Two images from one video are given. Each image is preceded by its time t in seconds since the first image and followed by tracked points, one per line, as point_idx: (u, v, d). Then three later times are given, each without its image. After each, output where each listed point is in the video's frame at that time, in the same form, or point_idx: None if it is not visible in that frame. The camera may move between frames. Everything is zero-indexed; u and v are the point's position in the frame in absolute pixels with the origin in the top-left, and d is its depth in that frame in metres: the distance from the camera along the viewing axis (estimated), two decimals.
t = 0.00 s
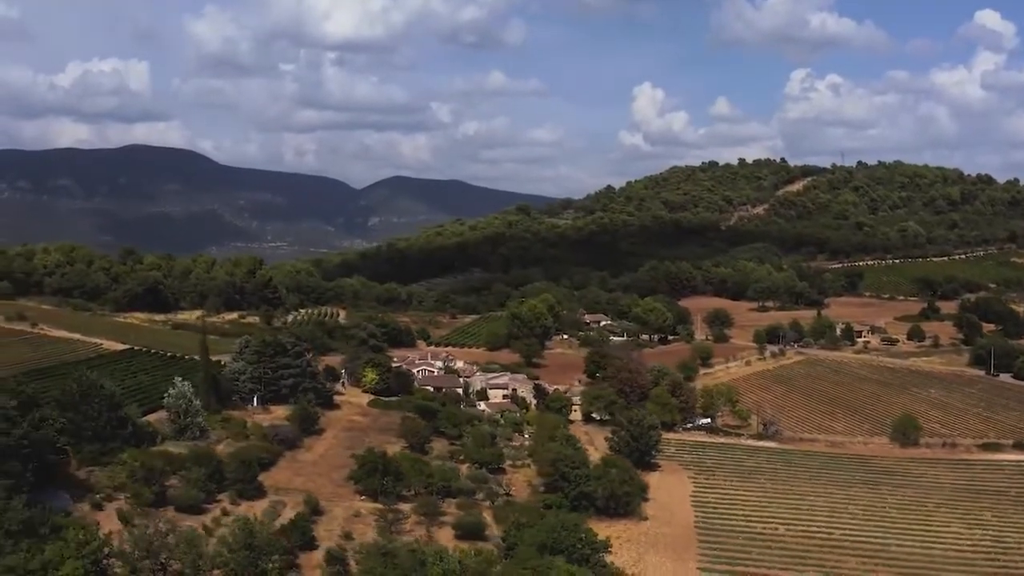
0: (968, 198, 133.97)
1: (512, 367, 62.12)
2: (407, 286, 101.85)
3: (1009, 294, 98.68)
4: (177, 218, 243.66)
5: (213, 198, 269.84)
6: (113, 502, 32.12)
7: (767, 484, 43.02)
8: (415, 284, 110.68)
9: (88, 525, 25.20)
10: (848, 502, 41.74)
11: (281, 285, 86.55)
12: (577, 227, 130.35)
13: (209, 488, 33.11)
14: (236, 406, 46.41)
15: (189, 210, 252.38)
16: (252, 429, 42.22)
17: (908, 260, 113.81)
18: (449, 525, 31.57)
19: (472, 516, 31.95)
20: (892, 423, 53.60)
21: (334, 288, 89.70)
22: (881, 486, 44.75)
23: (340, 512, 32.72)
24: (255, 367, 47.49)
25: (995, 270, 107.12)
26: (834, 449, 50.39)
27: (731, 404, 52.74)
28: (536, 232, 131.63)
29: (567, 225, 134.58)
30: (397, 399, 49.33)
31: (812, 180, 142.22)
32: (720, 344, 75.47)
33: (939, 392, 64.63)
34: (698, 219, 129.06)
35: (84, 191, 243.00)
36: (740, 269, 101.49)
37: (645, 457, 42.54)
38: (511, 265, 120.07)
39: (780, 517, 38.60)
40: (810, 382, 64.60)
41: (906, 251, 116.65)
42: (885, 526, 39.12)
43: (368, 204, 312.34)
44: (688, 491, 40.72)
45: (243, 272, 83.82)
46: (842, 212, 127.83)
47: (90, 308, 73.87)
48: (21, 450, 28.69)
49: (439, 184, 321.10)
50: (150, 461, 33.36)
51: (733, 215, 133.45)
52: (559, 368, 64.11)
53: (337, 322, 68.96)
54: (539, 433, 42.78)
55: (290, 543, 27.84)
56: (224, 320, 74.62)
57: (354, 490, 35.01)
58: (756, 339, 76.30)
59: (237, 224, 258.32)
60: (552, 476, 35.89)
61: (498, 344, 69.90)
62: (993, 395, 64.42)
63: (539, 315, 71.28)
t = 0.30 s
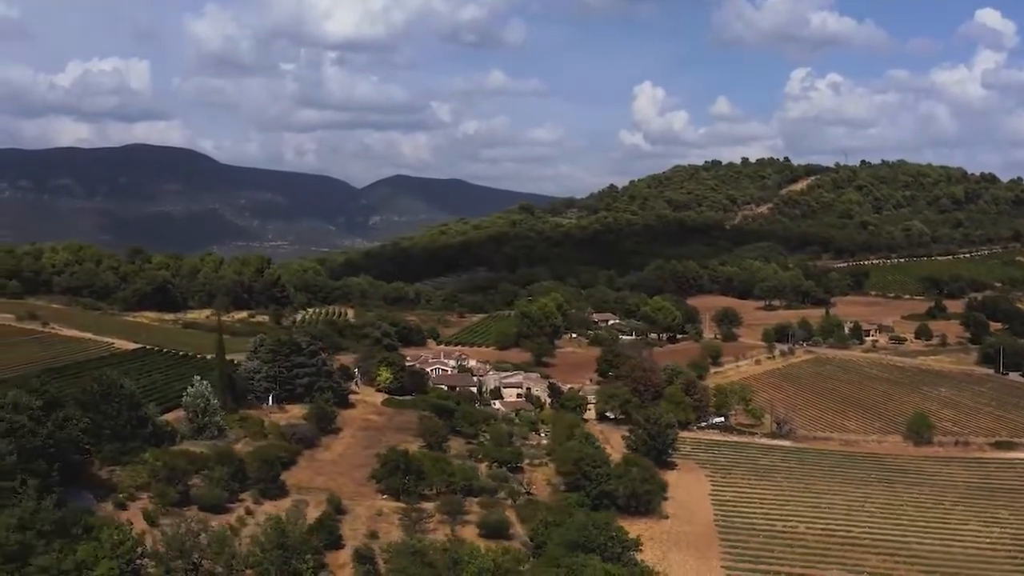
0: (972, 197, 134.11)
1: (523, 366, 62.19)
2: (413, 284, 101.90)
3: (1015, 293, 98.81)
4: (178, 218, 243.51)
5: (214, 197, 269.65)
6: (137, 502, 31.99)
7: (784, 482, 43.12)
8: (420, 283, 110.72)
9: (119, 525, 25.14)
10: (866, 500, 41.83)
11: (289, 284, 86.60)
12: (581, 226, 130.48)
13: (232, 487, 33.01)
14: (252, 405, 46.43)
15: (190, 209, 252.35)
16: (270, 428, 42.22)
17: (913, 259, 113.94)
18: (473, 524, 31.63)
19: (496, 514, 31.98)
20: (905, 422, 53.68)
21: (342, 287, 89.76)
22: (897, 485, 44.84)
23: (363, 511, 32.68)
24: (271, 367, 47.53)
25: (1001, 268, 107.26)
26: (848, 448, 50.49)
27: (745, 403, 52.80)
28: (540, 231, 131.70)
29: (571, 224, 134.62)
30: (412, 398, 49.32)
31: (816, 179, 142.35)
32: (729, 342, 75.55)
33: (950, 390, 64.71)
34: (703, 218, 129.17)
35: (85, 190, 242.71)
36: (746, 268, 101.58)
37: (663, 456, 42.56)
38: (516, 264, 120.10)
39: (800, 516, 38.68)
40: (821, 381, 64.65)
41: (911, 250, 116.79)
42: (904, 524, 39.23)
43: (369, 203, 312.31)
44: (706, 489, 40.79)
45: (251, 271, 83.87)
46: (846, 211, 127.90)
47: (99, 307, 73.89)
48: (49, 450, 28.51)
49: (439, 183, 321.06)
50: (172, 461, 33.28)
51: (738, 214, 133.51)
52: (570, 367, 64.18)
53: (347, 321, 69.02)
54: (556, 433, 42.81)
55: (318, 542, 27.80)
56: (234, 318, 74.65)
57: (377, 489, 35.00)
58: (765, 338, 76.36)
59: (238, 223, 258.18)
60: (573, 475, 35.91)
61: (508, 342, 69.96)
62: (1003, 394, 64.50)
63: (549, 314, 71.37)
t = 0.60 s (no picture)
0: (975, 196, 134.21)
1: (533, 365, 62.23)
2: (418, 284, 101.93)
3: (1020, 292, 98.92)
4: (179, 217, 243.27)
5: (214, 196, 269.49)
6: (157, 502, 31.88)
7: (799, 481, 43.20)
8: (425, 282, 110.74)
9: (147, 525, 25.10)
10: (881, 499, 41.91)
11: (295, 283, 86.62)
12: (585, 225, 130.54)
13: (252, 486, 32.90)
14: (266, 404, 46.40)
15: (191, 208, 252.21)
16: (285, 427, 42.17)
17: (917, 258, 114.06)
18: (495, 523, 31.67)
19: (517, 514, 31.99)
20: (916, 421, 53.74)
21: (348, 286, 89.77)
22: (910, 483, 44.92)
23: (383, 510, 32.68)
24: (285, 366, 47.53)
25: (1005, 267, 107.36)
26: (860, 447, 50.58)
27: (756, 402, 52.86)
28: (543, 230, 131.80)
29: (575, 223, 134.68)
30: (425, 397, 49.33)
31: (819, 178, 142.44)
32: (736, 342, 75.60)
33: (958, 389, 64.77)
34: (706, 217, 129.23)
35: (86, 189, 242.47)
36: (751, 267, 101.64)
37: (677, 455, 42.58)
38: (520, 262, 120.11)
39: (817, 515, 38.75)
40: (830, 380, 64.72)
41: (914, 249, 116.90)
42: (920, 522, 39.32)
43: (370, 202, 312.25)
44: (721, 488, 40.85)
45: (257, 270, 83.96)
46: (850, 210, 127.97)
47: (107, 306, 73.88)
48: (72, 449, 28.42)
49: (440, 182, 321.05)
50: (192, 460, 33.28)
51: (741, 213, 133.53)
52: (579, 366, 64.22)
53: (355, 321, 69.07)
54: (571, 432, 42.82)
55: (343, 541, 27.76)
56: (241, 317, 74.65)
57: (395, 488, 35.01)
58: (772, 337, 76.38)
59: (238, 222, 258.00)
60: (592, 473, 36.03)
61: (516, 341, 69.98)
62: (1012, 393, 64.59)
63: (557, 313, 71.41)
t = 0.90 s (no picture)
0: (978, 194, 134.37)
1: (544, 363, 62.31)
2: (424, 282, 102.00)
3: None
4: (180, 216, 243.06)
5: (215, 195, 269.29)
6: (180, 502, 31.81)
7: (815, 479, 43.32)
8: (430, 281, 110.82)
9: (179, 525, 25.10)
10: (897, 497, 42.02)
11: (303, 282, 86.68)
12: (589, 224, 130.61)
13: (275, 485, 32.87)
14: (281, 403, 46.46)
15: (192, 207, 252.03)
16: (302, 426, 42.18)
17: (922, 256, 114.22)
18: (518, 522, 31.77)
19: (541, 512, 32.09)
20: (929, 419, 53.84)
21: (355, 285, 89.81)
22: (925, 481, 45.04)
23: (406, 509, 32.73)
24: (300, 365, 47.60)
25: (1010, 266, 107.52)
26: (873, 445, 50.72)
27: (770, 400, 52.93)
28: (547, 228, 131.92)
29: (578, 222, 134.77)
30: (440, 396, 49.39)
31: (823, 177, 142.55)
32: (745, 340, 75.72)
33: (968, 387, 64.88)
34: (710, 215, 129.34)
35: (86, 188, 242.15)
36: (757, 265, 101.76)
37: (694, 453, 42.67)
38: (525, 261, 120.17)
39: (835, 513, 38.90)
40: (840, 378, 64.82)
41: (919, 247, 117.06)
42: (938, 520, 39.43)
43: (371, 201, 312.27)
44: (739, 487, 40.96)
45: (265, 269, 84.08)
46: (854, 209, 128.05)
47: (117, 305, 73.90)
48: (99, 449, 28.40)
49: (441, 181, 321.05)
50: (215, 460, 33.30)
51: (745, 212, 133.63)
52: (591, 364, 64.28)
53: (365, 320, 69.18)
54: (588, 430, 42.91)
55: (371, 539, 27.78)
56: (251, 316, 74.69)
57: (416, 488, 35.08)
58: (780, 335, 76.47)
59: (239, 220, 257.83)
60: (613, 472, 36.24)
61: (526, 340, 70.07)
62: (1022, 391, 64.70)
63: (567, 312, 71.53)
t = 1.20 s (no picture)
0: (982, 191, 134.45)
1: (554, 361, 62.39)
2: (430, 280, 102.03)
3: None
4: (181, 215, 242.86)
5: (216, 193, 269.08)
6: (202, 501, 31.80)
7: (830, 477, 43.39)
8: (435, 278, 110.87)
9: (207, 524, 25.02)
10: (913, 494, 42.08)
11: (310, 280, 86.71)
12: (593, 222, 130.69)
13: (296, 484, 32.88)
14: (295, 401, 46.49)
15: (192, 205, 251.88)
16: (318, 424, 42.22)
17: (927, 254, 114.33)
18: (540, 520, 31.81)
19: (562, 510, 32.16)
20: (940, 417, 53.89)
21: (361, 283, 89.85)
22: (939, 479, 45.08)
23: (426, 507, 32.72)
24: (313, 363, 47.63)
25: (1014, 263, 107.61)
26: (885, 442, 50.81)
27: (781, 398, 53.02)
28: (551, 226, 131.98)
29: (582, 220, 134.84)
30: (453, 394, 49.42)
31: (826, 174, 142.62)
32: (752, 338, 75.82)
33: (977, 385, 64.97)
34: (714, 213, 129.41)
35: (87, 185, 241.86)
36: (762, 263, 101.84)
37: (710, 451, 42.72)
38: (529, 259, 120.22)
39: (852, 511, 38.97)
40: (850, 376, 64.92)
41: (923, 245, 117.18)
42: (954, 516, 39.49)
43: (372, 198, 312.20)
44: (754, 484, 41.06)
45: (272, 267, 84.19)
46: (858, 206, 128.09)
47: (125, 303, 73.93)
48: (123, 448, 28.33)
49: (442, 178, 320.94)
50: (236, 459, 33.26)
51: (749, 209, 133.67)
52: (601, 362, 64.35)
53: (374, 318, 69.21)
54: (603, 428, 42.97)
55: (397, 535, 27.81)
56: (259, 314, 74.72)
57: (436, 486, 35.13)
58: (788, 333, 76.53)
59: (240, 219, 257.75)
60: (631, 469, 36.43)
61: (534, 337, 70.16)
62: None
63: (575, 309, 71.65)
